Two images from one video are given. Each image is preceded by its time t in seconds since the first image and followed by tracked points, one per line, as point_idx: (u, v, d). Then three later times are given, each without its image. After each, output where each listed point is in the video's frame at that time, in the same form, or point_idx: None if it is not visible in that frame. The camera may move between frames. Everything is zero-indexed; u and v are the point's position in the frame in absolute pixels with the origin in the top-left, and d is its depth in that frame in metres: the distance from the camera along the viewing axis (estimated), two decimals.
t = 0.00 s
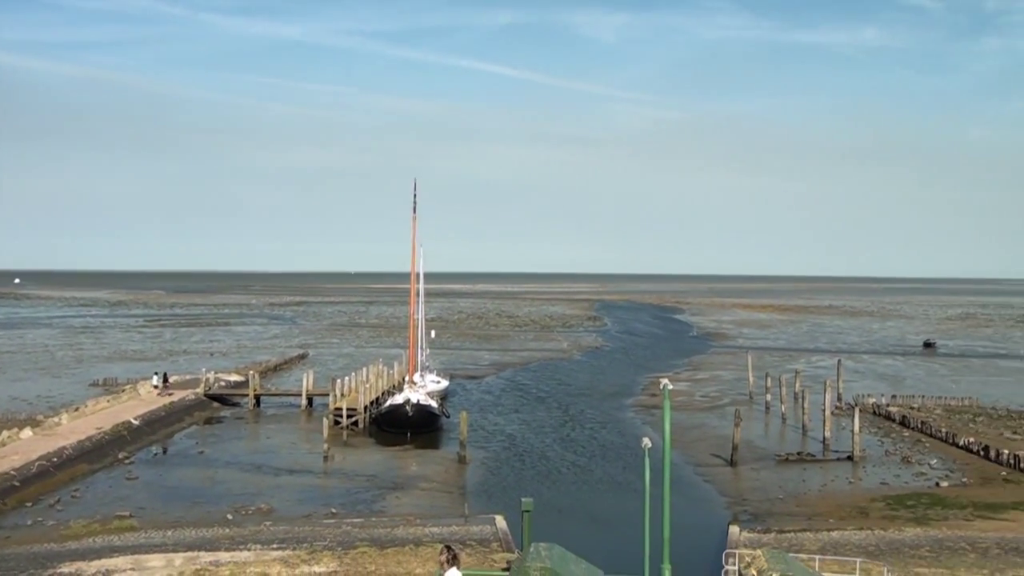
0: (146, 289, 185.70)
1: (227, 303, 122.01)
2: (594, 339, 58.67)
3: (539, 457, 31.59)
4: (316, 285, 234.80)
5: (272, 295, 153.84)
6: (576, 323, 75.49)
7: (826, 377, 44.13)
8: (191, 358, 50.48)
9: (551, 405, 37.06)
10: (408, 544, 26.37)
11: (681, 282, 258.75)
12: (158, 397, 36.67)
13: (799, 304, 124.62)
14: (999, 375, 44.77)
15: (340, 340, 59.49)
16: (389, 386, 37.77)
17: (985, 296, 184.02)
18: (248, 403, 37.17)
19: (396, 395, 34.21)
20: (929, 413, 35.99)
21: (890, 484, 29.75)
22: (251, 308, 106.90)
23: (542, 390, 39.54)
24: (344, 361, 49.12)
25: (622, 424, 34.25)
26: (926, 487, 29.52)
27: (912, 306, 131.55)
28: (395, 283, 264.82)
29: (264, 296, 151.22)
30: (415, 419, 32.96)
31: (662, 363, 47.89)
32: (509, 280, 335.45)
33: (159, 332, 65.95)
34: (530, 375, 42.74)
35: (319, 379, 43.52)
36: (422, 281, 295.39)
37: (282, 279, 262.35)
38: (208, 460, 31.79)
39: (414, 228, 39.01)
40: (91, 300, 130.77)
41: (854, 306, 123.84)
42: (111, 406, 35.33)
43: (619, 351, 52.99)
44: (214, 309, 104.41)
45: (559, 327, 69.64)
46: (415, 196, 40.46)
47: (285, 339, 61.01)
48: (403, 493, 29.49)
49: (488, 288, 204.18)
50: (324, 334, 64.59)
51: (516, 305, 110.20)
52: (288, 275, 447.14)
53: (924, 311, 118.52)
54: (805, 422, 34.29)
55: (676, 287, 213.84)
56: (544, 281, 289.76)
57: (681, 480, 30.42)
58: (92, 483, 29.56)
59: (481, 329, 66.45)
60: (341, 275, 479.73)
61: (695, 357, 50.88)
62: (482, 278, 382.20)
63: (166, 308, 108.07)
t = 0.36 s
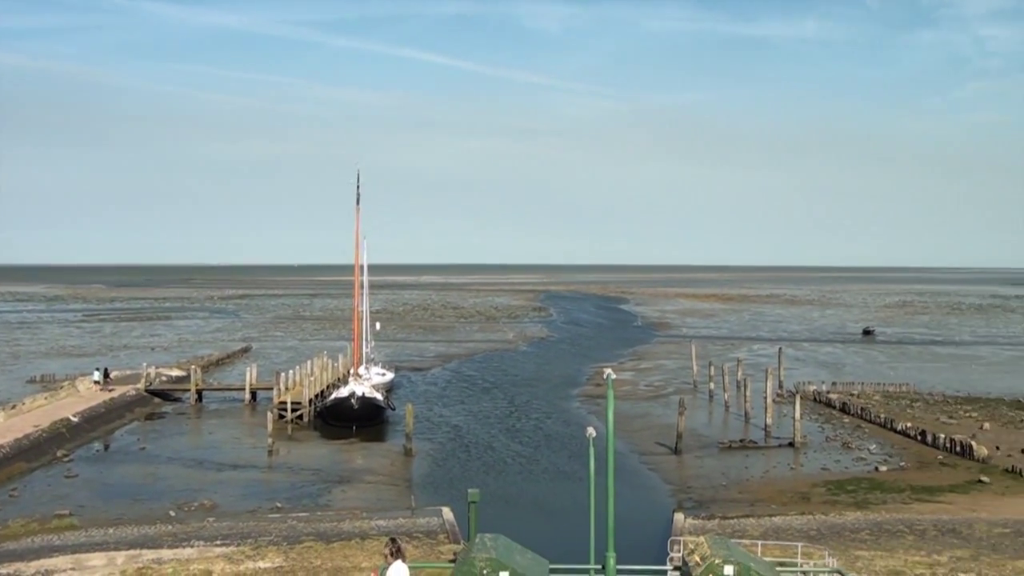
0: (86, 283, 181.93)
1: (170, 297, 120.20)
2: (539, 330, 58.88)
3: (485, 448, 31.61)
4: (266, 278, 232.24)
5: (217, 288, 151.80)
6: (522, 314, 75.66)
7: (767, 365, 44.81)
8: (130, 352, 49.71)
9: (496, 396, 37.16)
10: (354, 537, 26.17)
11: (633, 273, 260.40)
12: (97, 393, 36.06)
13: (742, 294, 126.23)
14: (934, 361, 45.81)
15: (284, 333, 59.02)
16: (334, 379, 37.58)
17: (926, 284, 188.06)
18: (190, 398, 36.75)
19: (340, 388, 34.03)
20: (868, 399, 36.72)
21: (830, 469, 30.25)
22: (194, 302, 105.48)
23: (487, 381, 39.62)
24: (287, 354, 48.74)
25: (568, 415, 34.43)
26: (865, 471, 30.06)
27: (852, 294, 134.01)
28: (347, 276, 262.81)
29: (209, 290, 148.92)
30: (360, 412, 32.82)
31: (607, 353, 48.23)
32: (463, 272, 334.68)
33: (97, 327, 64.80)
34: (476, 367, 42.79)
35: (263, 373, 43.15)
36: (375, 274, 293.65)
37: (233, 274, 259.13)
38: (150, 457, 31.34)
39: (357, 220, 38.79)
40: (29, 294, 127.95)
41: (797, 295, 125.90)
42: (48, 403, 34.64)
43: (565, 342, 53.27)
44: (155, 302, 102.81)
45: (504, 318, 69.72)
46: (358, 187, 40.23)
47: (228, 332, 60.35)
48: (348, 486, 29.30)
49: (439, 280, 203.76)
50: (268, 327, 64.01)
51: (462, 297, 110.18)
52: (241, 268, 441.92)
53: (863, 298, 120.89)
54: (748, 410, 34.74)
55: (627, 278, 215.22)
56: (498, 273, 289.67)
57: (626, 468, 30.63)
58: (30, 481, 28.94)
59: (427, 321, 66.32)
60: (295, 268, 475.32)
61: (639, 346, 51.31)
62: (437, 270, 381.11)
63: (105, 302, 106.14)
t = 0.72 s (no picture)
0: (31, 280, 177.98)
1: (115, 293, 118.25)
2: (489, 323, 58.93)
3: (435, 442, 31.59)
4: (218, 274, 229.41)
5: (164, 284, 149.66)
6: (471, 307, 75.67)
7: (715, 356, 45.32)
8: (72, 350, 48.88)
9: (446, 390, 37.18)
10: (303, 534, 25.90)
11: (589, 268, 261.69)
12: (39, 391, 35.43)
13: (689, 285, 127.49)
14: (876, 351, 46.69)
15: (231, 329, 58.45)
16: (282, 375, 37.35)
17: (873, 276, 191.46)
18: (135, 396, 36.29)
19: (288, 384, 33.83)
20: (812, 389, 37.30)
21: (776, 458, 30.64)
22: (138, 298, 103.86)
23: (436, 375, 39.61)
24: (234, 350, 48.29)
25: (517, 408, 34.55)
26: (810, 460, 30.49)
27: (797, 285, 136.05)
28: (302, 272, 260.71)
29: (158, 285, 147.05)
30: (309, 408, 32.65)
31: (557, 346, 48.45)
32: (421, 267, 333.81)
33: (38, 324, 63.59)
34: (425, 361, 42.75)
35: (209, 369, 42.71)
36: (331, 270, 291.56)
37: (187, 270, 255.76)
38: (95, 456, 30.86)
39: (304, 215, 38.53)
40: None
41: (741, 287, 127.67)
42: None
43: (514, 335, 53.41)
44: (99, 299, 101.03)
45: (454, 312, 69.71)
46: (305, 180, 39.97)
47: (173, 329, 59.61)
48: (297, 482, 29.06)
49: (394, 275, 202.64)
50: (214, 323, 63.37)
51: (412, 292, 109.85)
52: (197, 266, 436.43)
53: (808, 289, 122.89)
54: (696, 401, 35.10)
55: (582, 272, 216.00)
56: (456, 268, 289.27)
57: (575, 460, 30.75)
58: None
59: (376, 315, 66.07)
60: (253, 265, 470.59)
61: (588, 339, 51.60)
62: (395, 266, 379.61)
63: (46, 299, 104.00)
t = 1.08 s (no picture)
0: None
1: (62, 292, 116.18)
2: (442, 321, 58.80)
3: (387, 441, 31.47)
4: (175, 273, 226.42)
5: (114, 282, 147.17)
6: (424, 305, 75.46)
7: (667, 352, 45.66)
8: (16, 350, 47.98)
9: (399, 388, 37.09)
10: (254, 534, 25.54)
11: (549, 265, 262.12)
12: None
13: (642, 283, 128.13)
14: (826, 347, 47.29)
15: (180, 328, 57.75)
16: (232, 374, 37.03)
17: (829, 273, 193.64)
18: (82, 396, 35.74)
19: (238, 383, 33.56)
20: (763, 384, 37.67)
21: (728, 453, 30.89)
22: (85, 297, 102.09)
23: (389, 373, 39.51)
24: (183, 349, 47.75)
25: (470, 406, 34.57)
26: (761, 455, 30.77)
27: (749, 282, 137.44)
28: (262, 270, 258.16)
29: (109, 284, 144.62)
30: (259, 407, 32.41)
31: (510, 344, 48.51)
32: (383, 265, 332.27)
33: None
34: (378, 358, 42.60)
35: (157, 369, 42.19)
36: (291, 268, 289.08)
37: (143, 270, 252.06)
38: (41, 458, 30.30)
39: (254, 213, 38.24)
40: None
41: (691, 284, 128.82)
42: None
43: (467, 332, 53.41)
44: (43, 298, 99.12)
45: (407, 310, 69.50)
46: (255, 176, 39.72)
47: (120, 328, 58.76)
48: (248, 483, 28.75)
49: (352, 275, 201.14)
50: (163, 322, 62.56)
51: (366, 290, 109.26)
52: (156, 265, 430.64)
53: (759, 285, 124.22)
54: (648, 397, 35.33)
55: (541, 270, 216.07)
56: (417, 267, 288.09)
57: (527, 456, 30.80)
58: None
59: (328, 313, 65.64)
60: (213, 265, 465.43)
61: (541, 336, 51.72)
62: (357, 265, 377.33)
63: None
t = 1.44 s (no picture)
0: None
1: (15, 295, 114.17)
2: (400, 323, 58.51)
3: (345, 444, 31.23)
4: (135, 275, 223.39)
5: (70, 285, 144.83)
6: (383, 308, 75.05)
7: (627, 354, 45.76)
8: None
9: (357, 391, 36.86)
10: (210, 540, 24.95)
11: (515, 266, 261.79)
12: None
13: (600, 284, 128.63)
14: (783, 347, 47.65)
15: (134, 331, 56.99)
16: (187, 378, 36.63)
17: (792, 273, 195.23)
18: (34, 401, 35.12)
19: (193, 387, 33.21)
20: (722, 384, 37.83)
21: (687, 454, 30.97)
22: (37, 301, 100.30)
23: (347, 376, 39.25)
24: (137, 353, 47.10)
25: (429, 408, 34.45)
26: (720, 455, 30.87)
27: (708, 283, 138.35)
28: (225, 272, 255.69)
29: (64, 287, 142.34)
30: (215, 411, 32.09)
31: (470, 346, 48.42)
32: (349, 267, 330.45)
33: None
34: (336, 361, 42.31)
35: (111, 374, 41.59)
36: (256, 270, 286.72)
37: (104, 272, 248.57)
38: None
39: (209, 215, 37.90)
40: None
41: (648, 285, 129.39)
42: None
43: (427, 334, 53.22)
44: None
45: (366, 312, 69.11)
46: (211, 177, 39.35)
47: (72, 332, 57.84)
48: (205, 487, 28.31)
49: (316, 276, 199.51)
50: (116, 326, 61.68)
51: (326, 292, 108.48)
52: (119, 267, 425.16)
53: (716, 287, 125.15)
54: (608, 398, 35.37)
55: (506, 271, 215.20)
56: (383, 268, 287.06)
57: (487, 458, 30.66)
58: None
59: (286, 316, 65.12)
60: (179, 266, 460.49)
61: (500, 338, 51.65)
62: (323, 267, 375.27)
63: None
